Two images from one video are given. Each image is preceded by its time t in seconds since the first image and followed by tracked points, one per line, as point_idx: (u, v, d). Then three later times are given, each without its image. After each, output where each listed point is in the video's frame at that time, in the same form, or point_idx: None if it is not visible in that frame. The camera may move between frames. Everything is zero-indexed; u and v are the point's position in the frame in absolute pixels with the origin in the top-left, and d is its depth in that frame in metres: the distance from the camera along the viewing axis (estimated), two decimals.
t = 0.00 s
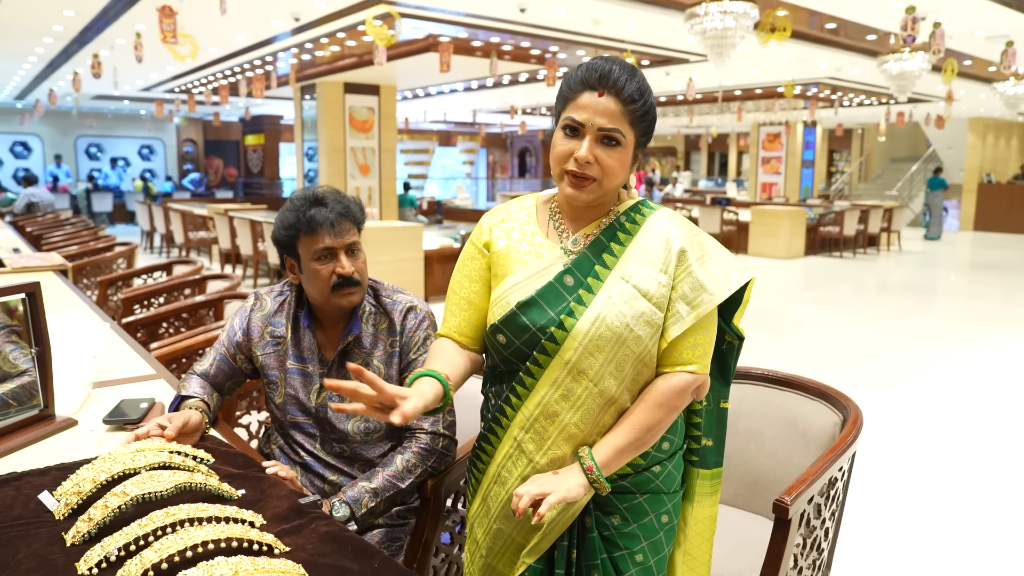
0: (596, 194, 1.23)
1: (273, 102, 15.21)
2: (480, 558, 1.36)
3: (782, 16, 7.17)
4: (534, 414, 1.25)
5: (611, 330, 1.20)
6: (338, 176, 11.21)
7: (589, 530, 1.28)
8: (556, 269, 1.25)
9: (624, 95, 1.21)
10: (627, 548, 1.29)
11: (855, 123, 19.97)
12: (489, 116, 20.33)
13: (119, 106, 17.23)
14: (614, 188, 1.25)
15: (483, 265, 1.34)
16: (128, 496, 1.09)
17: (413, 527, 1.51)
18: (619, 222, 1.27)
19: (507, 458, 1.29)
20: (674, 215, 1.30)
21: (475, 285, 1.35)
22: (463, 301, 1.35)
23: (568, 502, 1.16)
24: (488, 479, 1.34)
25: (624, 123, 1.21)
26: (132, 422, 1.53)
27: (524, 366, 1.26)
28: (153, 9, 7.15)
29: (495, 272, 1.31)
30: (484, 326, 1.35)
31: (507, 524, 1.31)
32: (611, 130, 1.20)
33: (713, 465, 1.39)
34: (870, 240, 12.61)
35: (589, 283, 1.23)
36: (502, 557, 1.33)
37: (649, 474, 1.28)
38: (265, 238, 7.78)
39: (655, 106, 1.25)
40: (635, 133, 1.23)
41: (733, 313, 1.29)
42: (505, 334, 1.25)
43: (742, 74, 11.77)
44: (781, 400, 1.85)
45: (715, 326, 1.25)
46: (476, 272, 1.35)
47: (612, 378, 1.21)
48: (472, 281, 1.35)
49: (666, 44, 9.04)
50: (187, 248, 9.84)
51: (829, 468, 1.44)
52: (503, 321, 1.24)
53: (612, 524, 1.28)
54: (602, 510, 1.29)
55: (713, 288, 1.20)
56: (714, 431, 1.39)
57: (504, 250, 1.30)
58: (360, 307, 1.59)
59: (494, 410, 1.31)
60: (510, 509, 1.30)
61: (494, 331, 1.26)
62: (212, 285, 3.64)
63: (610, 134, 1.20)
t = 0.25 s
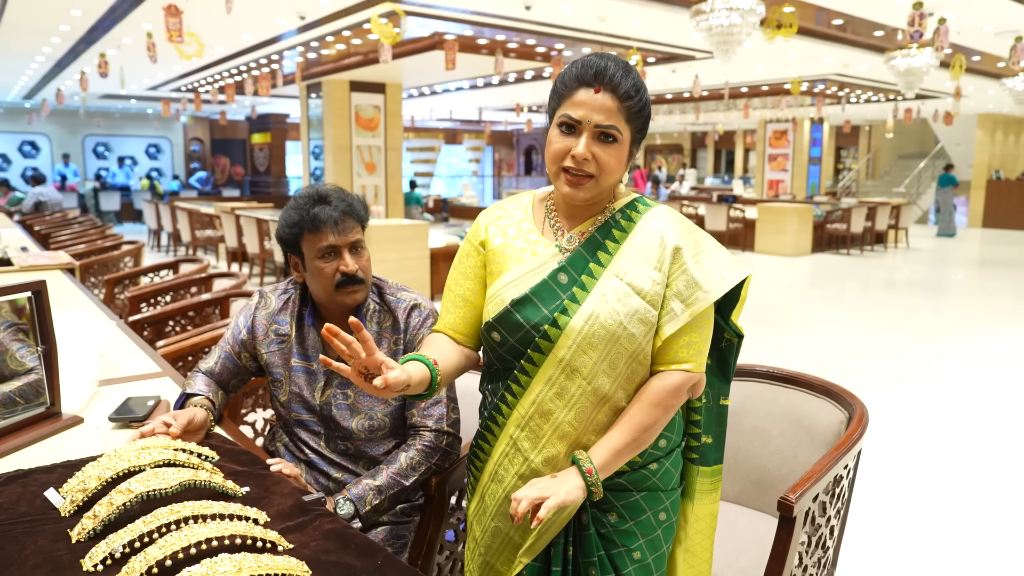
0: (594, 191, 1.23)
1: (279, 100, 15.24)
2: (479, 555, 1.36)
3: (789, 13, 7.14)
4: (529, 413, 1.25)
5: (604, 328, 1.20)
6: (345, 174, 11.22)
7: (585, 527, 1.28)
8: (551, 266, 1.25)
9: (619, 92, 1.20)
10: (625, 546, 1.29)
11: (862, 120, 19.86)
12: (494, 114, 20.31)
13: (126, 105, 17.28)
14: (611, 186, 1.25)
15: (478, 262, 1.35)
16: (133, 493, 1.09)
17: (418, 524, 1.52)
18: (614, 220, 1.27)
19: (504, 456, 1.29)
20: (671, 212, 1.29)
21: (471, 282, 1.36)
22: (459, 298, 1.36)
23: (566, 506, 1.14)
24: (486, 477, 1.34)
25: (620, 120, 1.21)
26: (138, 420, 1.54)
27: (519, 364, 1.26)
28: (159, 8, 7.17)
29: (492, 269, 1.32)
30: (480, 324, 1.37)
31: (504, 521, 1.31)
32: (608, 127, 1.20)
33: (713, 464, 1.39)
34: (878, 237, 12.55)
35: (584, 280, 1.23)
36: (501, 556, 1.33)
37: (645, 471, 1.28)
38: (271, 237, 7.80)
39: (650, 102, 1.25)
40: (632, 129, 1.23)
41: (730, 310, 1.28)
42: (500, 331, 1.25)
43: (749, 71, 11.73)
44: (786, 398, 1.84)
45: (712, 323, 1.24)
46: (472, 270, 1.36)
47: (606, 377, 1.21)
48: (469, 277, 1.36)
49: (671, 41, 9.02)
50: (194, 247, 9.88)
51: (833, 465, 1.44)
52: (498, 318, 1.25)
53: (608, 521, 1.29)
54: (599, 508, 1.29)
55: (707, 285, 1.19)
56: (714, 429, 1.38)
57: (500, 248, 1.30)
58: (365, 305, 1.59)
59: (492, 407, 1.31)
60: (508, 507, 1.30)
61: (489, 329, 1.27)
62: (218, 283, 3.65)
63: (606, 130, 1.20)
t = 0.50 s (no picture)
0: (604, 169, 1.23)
1: (286, 100, 15.28)
2: (479, 555, 1.36)
3: (796, 11, 7.13)
4: (524, 412, 1.25)
5: (598, 325, 1.20)
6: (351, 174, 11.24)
7: (582, 528, 1.28)
8: (545, 263, 1.25)
9: (616, 75, 1.24)
10: (622, 546, 1.29)
11: (870, 119, 19.79)
12: (500, 113, 20.31)
13: (134, 105, 17.36)
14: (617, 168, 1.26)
15: (471, 261, 1.35)
16: (137, 492, 1.10)
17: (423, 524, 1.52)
18: (608, 218, 1.28)
19: (500, 455, 1.30)
20: (666, 209, 1.29)
21: (463, 282, 1.36)
22: (452, 297, 1.37)
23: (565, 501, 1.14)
24: (484, 476, 1.35)
25: (621, 103, 1.24)
26: (144, 418, 1.55)
27: (514, 363, 1.26)
28: (167, 8, 7.20)
29: (486, 268, 1.32)
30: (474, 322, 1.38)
31: (503, 520, 1.32)
32: (610, 106, 1.22)
33: (711, 463, 1.39)
34: (885, 237, 12.48)
35: (577, 277, 1.23)
36: (500, 556, 1.33)
37: (642, 472, 1.27)
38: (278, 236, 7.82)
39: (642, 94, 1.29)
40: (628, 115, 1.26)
41: (726, 307, 1.28)
42: (493, 329, 1.25)
43: (756, 70, 11.69)
44: (793, 399, 1.84)
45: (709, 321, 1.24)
46: (465, 270, 1.36)
47: (600, 374, 1.21)
48: (460, 277, 1.37)
49: (678, 41, 9.00)
50: (201, 246, 9.91)
51: (839, 466, 1.43)
52: (492, 317, 1.25)
53: (605, 522, 1.28)
54: (595, 508, 1.29)
55: (703, 280, 1.19)
56: (712, 428, 1.38)
57: (493, 245, 1.31)
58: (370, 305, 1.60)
59: (489, 406, 1.31)
60: (507, 506, 1.31)
61: (483, 327, 1.27)
62: (224, 283, 3.66)
63: (609, 110, 1.22)
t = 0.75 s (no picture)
0: (576, 184, 1.22)
1: (291, 100, 15.30)
2: (479, 552, 1.36)
3: (802, 11, 7.12)
4: (523, 408, 1.25)
5: (598, 322, 1.20)
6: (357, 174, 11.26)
7: (581, 525, 1.28)
8: (546, 260, 1.25)
9: (595, 81, 1.20)
10: (621, 544, 1.29)
11: (876, 119, 19.72)
12: (506, 113, 20.31)
13: (141, 105, 17.41)
14: (597, 176, 1.24)
15: (474, 260, 1.35)
16: (142, 490, 1.11)
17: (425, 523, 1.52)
18: (608, 215, 1.28)
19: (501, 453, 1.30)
20: (665, 208, 1.29)
21: (466, 279, 1.35)
22: (453, 294, 1.36)
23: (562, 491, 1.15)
24: (484, 474, 1.35)
25: (599, 111, 1.20)
26: (148, 417, 1.56)
27: (514, 358, 1.26)
28: (173, 8, 7.22)
29: (488, 264, 1.32)
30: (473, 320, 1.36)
31: (503, 517, 1.32)
32: (585, 118, 1.20)
33: (711, 463, 1.39)
34: (891, 237, 12.44)
35: (577, 273, 1.23)
36: (500, 553, 1.33)
37: (641, 470, 1.27)
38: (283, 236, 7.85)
39: (636, 93, 1.24)
40: (614, 121, 1.22)
41: (726, 307, 1.28)
42: (494, 326, 1.25)
43: (762, 70, 11.66)
44: (796, 399, 1.83)
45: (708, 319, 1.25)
46: (468, 267, 1.35)
47: (600, 370, 1.22)
48: (461, 276, 1.36)
49: (683, 41, 8.99)
50: (207, 246, 9.94)
51: (842, 467, 1.42)
52: (492, 313, 1.25)
53: (604, 520, 1.28)
54: (595, 505, 1.29)
55: (703, 278, 1.19)
56: (711, 429, 1.39)
57: (494, 243, 1.31)
58: (372, 304, 1.60)
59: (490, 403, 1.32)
60: (506, 503, 1.31)
61: (484, 323, 1.27)
62: (229, 282, 3.67)
63: (585, 121, 1.20)
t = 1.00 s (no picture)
0: (573, 183, 1.23)
1: (295, 96, 15.30)
2: (480, 548, 1.37)
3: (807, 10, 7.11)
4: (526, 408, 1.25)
5: (602, 322, 1.20)
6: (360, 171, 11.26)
7: (583, 522, 1.28)
8: (549, 260, 1.25)
9: (591, 80, 1.20)
10: (623, 540, 1.29)
11: (881, 119, 19.66)
12: (510, 111, 20.29)
13: (145, 101, 17.44)
14: (596, 175, 1.24)
15: (473, 260, 1.33)
16: (143, 483, 1.11)
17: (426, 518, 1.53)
18: (610, 215, 1.27)
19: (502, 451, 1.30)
20: (667, 208, 1.29)
21: (465, 280, 1.34)
22: (452, 294, 1.35)
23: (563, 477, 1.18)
24: (485, 471, 1.35)
25: (596, 111, 1.20)
26: (150, 411, 1.56)
27: (517, 358, 1.27)
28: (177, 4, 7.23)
29: (489, 264, 1.31)
30: (473, 320, 1.36)
31: (504, 515, 1.32)
32: (581, 118, 1.20)
33: (710, 458, 1.39)
34: (895, 237, 12.41)
35: (581, 274, 1.23)
36: (501, 549, 1.34)
37: (643, 465, 1.28)
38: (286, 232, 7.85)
39: (635, 90, 1.24)
40: (611, 119, 1.22)
41: (727, 305, 1.28)
42: (497, 326, 1.25)
43: (766, 69, 11.63)
44: (798, 398, 1.83)
45: (710, 317, 1.25)
46: (468, 268, 1.34)
47: (603, 369, 1.22)
48: (460, 275, 1.35)
49: (688, 39, 8.98)
50: (210, 241, 9.96)
51: (843, 466, 1.42)
52: (495, 313, 1.25)
53: (606, 515, 1.28)
54: (597, 502, 1.29)
55: (706, 278, 1.20)
56: (710, 424, 1.39)
57: (496, 241, 1.30)
58: (373, 300, 1.60)
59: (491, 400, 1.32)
60: (506, 500, 1.31)
61: (486, 323, 1.27)
62: (232, 277, 3.68)
63: (581, 121, 1.20)
